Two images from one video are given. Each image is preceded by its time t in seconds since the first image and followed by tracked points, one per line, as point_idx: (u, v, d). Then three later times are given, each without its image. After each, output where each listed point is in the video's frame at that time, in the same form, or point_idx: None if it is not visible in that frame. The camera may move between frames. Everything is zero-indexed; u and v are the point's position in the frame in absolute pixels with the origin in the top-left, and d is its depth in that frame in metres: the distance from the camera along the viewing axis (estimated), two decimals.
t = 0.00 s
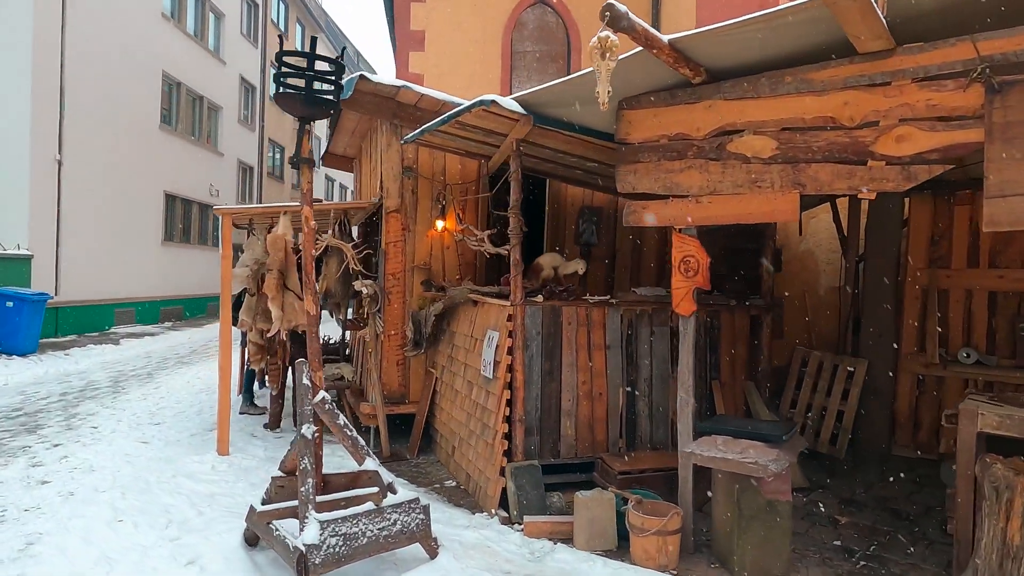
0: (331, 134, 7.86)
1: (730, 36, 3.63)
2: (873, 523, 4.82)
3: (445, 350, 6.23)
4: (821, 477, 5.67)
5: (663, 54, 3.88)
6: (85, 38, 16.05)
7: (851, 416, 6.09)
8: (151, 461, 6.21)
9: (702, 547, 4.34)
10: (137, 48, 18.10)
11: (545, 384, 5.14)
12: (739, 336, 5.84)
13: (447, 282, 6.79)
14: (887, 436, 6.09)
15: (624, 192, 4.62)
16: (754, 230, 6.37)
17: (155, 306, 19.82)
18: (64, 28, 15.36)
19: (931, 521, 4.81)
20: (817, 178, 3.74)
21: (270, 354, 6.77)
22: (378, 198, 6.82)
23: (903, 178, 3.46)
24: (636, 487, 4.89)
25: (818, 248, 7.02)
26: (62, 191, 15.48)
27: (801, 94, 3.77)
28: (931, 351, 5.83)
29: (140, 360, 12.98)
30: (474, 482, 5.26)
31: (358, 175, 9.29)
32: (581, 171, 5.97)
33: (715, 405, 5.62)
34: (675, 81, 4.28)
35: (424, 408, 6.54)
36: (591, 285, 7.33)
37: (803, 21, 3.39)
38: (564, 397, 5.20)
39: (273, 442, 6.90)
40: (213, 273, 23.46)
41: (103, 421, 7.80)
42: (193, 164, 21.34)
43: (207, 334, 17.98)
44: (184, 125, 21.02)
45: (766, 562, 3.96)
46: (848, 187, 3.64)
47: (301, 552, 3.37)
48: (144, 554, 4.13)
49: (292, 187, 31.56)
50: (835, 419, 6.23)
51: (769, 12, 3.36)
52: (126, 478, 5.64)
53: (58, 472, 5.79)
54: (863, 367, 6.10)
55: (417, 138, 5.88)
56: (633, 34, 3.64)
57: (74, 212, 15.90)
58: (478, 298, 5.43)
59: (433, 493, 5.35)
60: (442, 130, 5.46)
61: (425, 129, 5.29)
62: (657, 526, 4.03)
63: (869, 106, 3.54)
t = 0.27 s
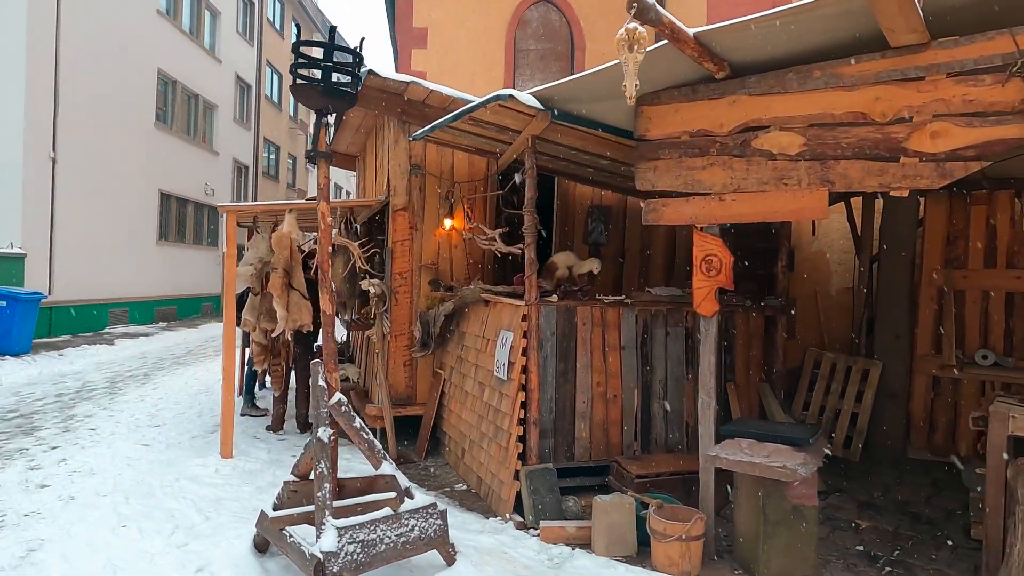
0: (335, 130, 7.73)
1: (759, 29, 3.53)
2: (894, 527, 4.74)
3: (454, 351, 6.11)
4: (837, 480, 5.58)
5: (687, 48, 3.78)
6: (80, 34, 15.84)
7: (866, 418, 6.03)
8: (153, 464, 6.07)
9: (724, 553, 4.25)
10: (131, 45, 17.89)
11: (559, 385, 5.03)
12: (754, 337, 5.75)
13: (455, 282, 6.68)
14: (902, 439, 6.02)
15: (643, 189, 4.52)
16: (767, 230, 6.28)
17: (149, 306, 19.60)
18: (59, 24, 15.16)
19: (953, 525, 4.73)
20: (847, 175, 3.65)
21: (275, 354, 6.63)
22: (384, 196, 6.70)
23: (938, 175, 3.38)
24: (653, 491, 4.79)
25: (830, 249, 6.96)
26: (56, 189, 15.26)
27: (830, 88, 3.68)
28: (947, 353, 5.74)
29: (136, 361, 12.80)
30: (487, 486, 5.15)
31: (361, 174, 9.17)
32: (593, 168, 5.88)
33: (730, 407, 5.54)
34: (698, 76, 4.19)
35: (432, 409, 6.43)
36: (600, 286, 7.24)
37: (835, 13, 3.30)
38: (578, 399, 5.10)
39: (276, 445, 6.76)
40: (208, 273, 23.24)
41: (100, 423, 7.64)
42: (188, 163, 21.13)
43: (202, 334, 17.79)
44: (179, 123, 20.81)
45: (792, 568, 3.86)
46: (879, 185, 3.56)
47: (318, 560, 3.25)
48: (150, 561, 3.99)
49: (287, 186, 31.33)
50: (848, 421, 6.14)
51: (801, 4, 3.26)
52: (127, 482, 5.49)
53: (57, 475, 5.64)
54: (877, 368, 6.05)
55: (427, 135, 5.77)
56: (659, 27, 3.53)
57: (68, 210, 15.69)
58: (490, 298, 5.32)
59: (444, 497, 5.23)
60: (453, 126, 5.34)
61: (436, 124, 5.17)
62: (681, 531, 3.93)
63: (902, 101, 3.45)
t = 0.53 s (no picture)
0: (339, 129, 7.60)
1: (789, 26, 3.43)
2: (916, 535, 4.65)
3: (463, 354, 5.99)
4: (854, 486, 5.50)
5: (714, 44, 3.67)
6: (73, 30, 15.62)
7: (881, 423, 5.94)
8: (153, 470, 5.92)
9: (747, 563, 4.14)
10: (125, 41, 17.66)
11: (574, 390, 4.92)
12: (769, 341, 5.65)
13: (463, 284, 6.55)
14: (917, 444, 5.94)
15: (664, 190, 4.41)
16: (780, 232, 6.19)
17: (142, 306, 19.35)
18: (52, 20, 14.94)
19: (976, 533, 4.65)
20: (880, 176, 3.56)
21: (278, 358, 6.48)
22: (391, 196, 6.56)
23: (976, 176, 3.29)
24: (671, 499, 4.69)
25: (842, 251, 6.88)
26: (48, 187, 15.03)
27: (862, 87, 3.59)
28: (964, 357, 5.66)
29: (130, 362, 12.59)
30: (499, 493, 5.03)
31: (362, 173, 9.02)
32: (606, 168, 5.77)
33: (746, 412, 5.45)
34: (722, 74, 4.09)
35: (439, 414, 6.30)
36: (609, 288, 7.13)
37: (872, 9, 3.20)
38: (593, 404, 4.99)
39: (279, 450, 6.61)
40: (201, 273, 22.99)
41: (97, 427, 7.47)
42: (182, 161, 20.91)
43: (196, 335, 17.57)
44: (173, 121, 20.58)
45: None
46: (913, 186, 3.47)
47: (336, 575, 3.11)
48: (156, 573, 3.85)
49: (281, 186, 31.09)
50: (863, 426, 6.04)
51: None
52: (128, 489, 5.34)
53: (54, 482, 5.48)
54: (892, 372, 5.96)
55: (436, 133, 5.65)
56: (689, 22, 3.42)
57: (60, 209, 15.46)
58: (503, 300, 5.20)
59: (455, 504, 5.11)
60: (465, 125, 5.22)
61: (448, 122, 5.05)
62: (706, 542, 3.82)
63: (938, 101, 3.36)
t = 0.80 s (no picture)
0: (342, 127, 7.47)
1: (819, 22, 3.34)
2: (936, 541, 4.58)
3: (472, 356, 5.88)
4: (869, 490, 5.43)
5: (740, 41, 3.57)
6: (65, 26, 15.40)
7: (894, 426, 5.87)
8: (153, 475, 5.77)
9: (769, 571, 4.06)
10: (117, 38, 17.41)
11: (589, 394, 4.82)
12: (784, 343, 5.57)
13: (470, 285, 6.44)
14: (930, 447, 5.89)
15: (683, 190, 4.32)
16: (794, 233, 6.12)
17: (134, 306, 19.12)
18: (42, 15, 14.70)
19: (996, 538, 4.59)
20: (911, 176, 3.48)
21: (283, 360, 6.34)
22: (397, 195, 6.43)
23: (1011, 177, 3.22)
24: (689, 505, 4.60)
25: (853, 252, 6.82)
26: (39, 185, 14.80)
27: (892, 85, 3.50)
28: (979, 360, 5.62)
29: (124, 363, 12.40)
30: (511, 500, 4.93)
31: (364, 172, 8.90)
32: (617, 168, 5.68)
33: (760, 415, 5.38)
34: (744, 71, 3.99)
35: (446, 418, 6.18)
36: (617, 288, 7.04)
37: (906, 5, 3.12)
38: (608, 408, 4.89)
39: (281, 454, 6.48)
40: (193, 272, 22.75)
41: (94, 431, 7.30)
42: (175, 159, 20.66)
43: (190, 335, 17.37)
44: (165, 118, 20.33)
45: None
46: (945, 187, 3.39)
47: None
48: None
49: (273, 184, 30.84)
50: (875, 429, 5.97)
51: None
52: (129, 496, 5.20)
53: (52, 489, 5.33)
54: (906, 375, 5.86)
55: (444, 131, 5.53)
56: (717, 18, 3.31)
57: (51, 207, 15.23)
58: (516, 302, 5.09)
59: (466, 510, 5.00)
60: (476, 123, 5.10)
61: (459, 120, 4.93)
62: (730, 551, 3.73)
63: (973, 99, 3.28)
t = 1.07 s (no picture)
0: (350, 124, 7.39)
1: (855, 16, 3.29)
2: (960, 541, 4.56)
3: (486, 356, 5.81)
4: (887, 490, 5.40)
5: (773, 37, 3.50)
6: (60, 22, 15.22)
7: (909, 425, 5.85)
8: (163, 477, 5.67)
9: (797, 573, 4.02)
10: (112, 34, 17.22)
11: (610, 394, 4.77)
12: (802, 342, 5.54)
13: (482, 284, 6.37)
14: (945, 446, 5.88)
15: (708, 188, 4.27)
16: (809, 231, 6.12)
17: (129, 305, 18.92)
18: (38, 11, 14.52)
19: (1019, 538, 4.58)
20: (946, 174, 3.44)
21: (295, 360, 6.32)
22: (408, 193, 6.36)
23: None
24: (713, 506, 4.56)
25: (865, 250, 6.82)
26: (34, 182, 14.62)
27: (927, 82, 3.47)
28: (996, 359, 5.63)
29: (122, 364, 12.25)
30: (530, 501, 4.87)
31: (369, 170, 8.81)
32: (633, 165, 5.63)
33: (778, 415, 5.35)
34: (773, 66, 3.95)
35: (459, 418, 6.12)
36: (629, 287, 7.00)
37: None
38: (629, 408, 4.84)
39: (291, 455, 6.40)
40: (188, 271, 22.56)
41: (97, 432, 7.19)
42: (170, 157, 20.48)
43: (186, 335, 17.21)
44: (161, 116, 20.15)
45: None
46: (981, 184, 3.36)
47: None
48: None
49: (268, 183, 30.63)
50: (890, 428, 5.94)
51: None
52: (140, 499, 5.11)
53: (61, 492, 5.23)
54: (922, 375, 5.82)
55: (460, 128, 5.46)
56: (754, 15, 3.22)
57: (46, 205, 15.05)
58: (535, 301, 5.02)
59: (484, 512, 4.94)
60: (493, 119, 5.04)
61: (477, 117, 4.87)
62: (762, 553, 3.69)
63: (1011, 96, 3.25)
